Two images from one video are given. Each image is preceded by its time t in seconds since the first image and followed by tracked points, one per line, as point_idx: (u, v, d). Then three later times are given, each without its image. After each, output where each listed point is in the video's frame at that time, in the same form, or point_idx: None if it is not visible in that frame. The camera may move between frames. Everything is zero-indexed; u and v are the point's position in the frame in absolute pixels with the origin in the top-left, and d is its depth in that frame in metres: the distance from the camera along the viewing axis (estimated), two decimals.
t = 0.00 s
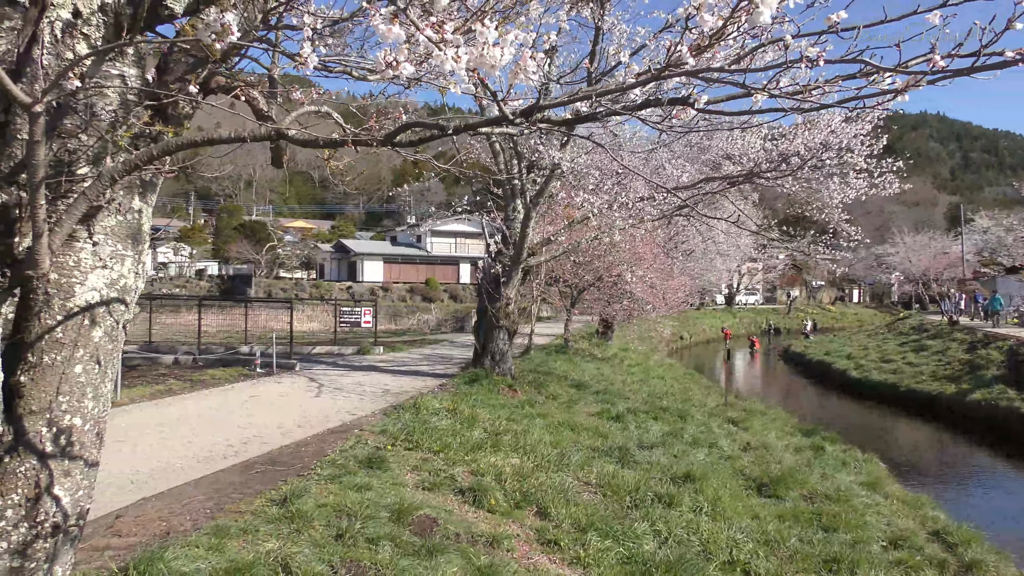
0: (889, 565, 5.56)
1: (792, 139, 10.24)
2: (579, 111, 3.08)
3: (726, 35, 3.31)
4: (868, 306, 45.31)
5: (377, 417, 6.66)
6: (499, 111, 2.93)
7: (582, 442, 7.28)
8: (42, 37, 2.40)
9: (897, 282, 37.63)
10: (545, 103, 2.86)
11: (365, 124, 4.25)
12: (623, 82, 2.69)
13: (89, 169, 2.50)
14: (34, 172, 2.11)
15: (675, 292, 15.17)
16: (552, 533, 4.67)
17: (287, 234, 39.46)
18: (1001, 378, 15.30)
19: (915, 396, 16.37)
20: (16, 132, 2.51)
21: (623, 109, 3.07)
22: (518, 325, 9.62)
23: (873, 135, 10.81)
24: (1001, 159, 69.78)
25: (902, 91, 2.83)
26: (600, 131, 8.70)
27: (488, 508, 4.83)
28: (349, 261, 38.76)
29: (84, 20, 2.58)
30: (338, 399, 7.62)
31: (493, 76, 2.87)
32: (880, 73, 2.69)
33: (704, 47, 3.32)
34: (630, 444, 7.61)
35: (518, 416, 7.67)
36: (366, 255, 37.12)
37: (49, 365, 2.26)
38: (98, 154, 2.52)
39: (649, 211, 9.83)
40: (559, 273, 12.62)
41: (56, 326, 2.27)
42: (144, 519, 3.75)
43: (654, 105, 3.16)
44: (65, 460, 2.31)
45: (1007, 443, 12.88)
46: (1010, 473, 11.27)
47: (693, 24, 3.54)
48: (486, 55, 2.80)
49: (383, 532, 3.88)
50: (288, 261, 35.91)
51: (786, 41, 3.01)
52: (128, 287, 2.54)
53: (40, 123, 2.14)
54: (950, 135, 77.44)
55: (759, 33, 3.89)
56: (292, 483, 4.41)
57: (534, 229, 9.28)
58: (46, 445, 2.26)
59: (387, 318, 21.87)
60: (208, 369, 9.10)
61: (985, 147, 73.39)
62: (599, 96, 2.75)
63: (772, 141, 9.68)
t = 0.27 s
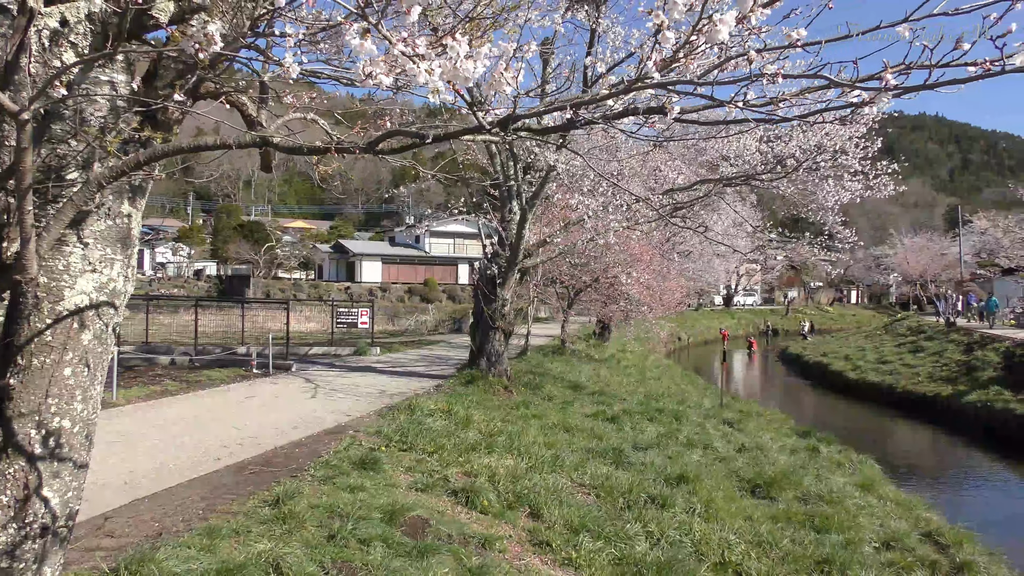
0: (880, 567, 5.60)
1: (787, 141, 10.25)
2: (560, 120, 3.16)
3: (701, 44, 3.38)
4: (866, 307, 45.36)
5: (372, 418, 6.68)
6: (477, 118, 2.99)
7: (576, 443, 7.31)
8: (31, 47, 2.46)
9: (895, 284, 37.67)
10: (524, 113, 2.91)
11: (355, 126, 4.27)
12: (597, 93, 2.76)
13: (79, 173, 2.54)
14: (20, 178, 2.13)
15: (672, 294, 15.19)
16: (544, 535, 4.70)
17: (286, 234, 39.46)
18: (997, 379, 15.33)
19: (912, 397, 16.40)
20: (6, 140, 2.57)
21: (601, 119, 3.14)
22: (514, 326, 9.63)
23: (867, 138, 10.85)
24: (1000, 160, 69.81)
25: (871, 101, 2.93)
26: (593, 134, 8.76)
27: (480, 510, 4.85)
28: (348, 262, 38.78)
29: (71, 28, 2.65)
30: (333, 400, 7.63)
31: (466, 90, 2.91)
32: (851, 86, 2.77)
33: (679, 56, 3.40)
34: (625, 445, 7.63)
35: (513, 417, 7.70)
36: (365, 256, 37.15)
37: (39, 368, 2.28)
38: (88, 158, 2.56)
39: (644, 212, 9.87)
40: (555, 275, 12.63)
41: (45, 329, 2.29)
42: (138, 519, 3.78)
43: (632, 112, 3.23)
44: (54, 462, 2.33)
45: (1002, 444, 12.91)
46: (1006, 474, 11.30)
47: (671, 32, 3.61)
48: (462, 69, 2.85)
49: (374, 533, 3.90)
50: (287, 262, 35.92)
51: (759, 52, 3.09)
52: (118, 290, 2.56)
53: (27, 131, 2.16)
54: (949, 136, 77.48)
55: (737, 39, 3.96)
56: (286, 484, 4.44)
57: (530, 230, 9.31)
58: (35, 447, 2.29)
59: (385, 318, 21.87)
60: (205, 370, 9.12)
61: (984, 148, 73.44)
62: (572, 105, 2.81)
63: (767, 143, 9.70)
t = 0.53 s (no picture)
0: (871, 567, 5.62)
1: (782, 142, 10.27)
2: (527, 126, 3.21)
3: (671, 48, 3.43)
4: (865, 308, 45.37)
5: (367, 419, 6.69)
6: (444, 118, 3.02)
7: (571, 444, 7.32)
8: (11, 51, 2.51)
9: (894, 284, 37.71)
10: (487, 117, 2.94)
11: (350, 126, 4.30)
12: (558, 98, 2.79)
13: (62, 174, 2.59)
14: None
15: (669, 294, 15.20)
16: (535, 535, 4.71)
17: (285, 234, 39.49)
18: (995, 380, 15.34)
19: (909, 398, 16.42)
20: None
21: (574, 122, 3.20)
22: (510, 327, 9.64)
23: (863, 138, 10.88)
24: (1000, 161, 69.81)
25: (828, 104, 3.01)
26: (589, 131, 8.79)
27: (472, 510, 4.85)
28: (348, 262, 38.82)
29: (49, 33, 2.67)
30: (329, 401, 7.65)
31: (430, 96, 2.97)
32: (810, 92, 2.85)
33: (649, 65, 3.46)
34: (619, 446, 7.65)
35: (508, 417, 7.71)
36: (364, 256, 37.22)
37: (22, 368, 2.30)
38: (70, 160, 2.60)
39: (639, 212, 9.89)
40: (552, 275, 12.64)
41: (28, 330, 2.31)
42: (129, 519, 3.80)
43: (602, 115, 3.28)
44: (37, 462, 2.35)
45: (999, 445, 12.92)
46: (1002, 475, 11.30)
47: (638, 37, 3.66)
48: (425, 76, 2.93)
49: (364, 533, 3.92)
50: (287, 262, 35.95)
51: (721, 60, 3.16)
52: (101, 290, 2.58)
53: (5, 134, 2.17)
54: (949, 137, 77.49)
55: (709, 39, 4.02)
56: (277, 484, 4.46)
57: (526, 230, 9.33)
58: (17, 447, 2.30)
59: (383, 319, 21.89)
60: (201, 370, 9.13)
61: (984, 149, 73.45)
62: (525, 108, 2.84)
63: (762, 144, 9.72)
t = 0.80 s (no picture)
0: (863, 568, 5.61)
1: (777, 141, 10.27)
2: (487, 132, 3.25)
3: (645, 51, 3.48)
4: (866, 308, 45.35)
5: (360, 419, 6.68)
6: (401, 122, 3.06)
7: (564, 444, 7.31)
8: None
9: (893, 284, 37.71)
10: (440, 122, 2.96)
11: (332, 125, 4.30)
12: (512, 103, 2.79)
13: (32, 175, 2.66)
14: None
15: (667, 295, 15.19)
16: (524, 536, 4.70)
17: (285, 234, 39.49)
18: (993, 380, 15.33)
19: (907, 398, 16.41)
20: None
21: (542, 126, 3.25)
22: (506, 327, 9.64)
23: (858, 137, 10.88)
24: (1001, 160, 69.76)
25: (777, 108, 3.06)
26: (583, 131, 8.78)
27: (461, 511, 4.85)
28: (348, 262, 38.84)
29: (13, 33, 2.68)
30: (322, 401, 7.65)
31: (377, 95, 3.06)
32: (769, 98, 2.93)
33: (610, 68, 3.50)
34: (613, 446, 7.64)
35: (502, 417, 7.71)
36: (364, 256, 37.29)
37: None
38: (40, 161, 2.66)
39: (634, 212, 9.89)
40: (549, 275, 12.64)
41: None
42: (115, 519, 3.79)
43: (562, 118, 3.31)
44: (8, 462, 2.40)
45: (997, 445, 12.91)
46: (999, 475, 11.29)
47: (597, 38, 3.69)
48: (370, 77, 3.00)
49: (350, 533, 3.92)
50: (286, 262, 35.94)
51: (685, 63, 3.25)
52: (75, 292, 2.63)
53: None
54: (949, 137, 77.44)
55: (674, 36, 4.04)
56: (266, 484, 4.46)
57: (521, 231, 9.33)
58: None
59: (382, 319, 21.87)
60: (196, 371, 9.12)
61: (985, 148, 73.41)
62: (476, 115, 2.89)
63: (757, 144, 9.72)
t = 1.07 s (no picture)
0: (856, 569, 5.60)
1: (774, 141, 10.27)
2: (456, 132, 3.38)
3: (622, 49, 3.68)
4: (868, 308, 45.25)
5: (354, 420, 6.68)
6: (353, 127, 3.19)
7: (559, 445, 7.29)
8: None
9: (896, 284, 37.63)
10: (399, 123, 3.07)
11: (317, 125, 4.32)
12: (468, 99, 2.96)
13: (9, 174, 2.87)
14: None
15: (666, 295, 15.18)
16: (513, 537, 4.70)
17: (287, 235, 39.49)
18: (994, 380, 15.30)
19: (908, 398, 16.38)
20: None
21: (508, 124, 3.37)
22: (503, 328, 9.63)
23: (855, 137, 10.86)
24: (1005, 160, 69.56)
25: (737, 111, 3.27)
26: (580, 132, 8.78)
27: (452, 511, 4.85)
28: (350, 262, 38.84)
29: None
30: (317, 401, 7.65)
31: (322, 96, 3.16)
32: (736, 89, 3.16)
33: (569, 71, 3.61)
34: (608, 446, 7.64)
35: (497, 418, 7.70)
36: (366, 256, 37.34)
37: None
38: (15, 162, 2.86)
39: (632, 213, 9.89)
40: (547, 275, 12.63)
41: None
42: (103, 520, 3.79)
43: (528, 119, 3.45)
44: None
45: (998, 446, 12.86)
46: (998, 477, 11.26)
47: (552, 40, 3.78)
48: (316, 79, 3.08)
49: (338, 534, 3.92)
50: (288, 262, 35.93)
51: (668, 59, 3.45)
52: (48, 293, 2.90)
53: None
54: (953, 137, 77.28)
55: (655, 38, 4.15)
56: (255, 486, 4.45)
57: (518, 231, 9.33)
58: None
59: (382, 320, 21.85)
60: (193, 371, 9.12)
61: (989, 148, 73.21)
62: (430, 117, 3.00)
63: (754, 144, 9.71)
